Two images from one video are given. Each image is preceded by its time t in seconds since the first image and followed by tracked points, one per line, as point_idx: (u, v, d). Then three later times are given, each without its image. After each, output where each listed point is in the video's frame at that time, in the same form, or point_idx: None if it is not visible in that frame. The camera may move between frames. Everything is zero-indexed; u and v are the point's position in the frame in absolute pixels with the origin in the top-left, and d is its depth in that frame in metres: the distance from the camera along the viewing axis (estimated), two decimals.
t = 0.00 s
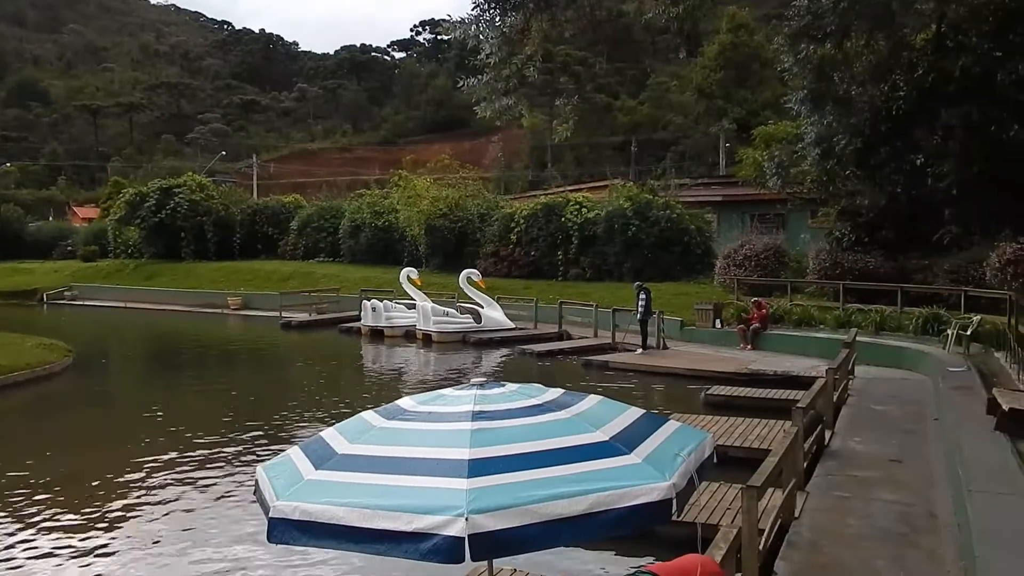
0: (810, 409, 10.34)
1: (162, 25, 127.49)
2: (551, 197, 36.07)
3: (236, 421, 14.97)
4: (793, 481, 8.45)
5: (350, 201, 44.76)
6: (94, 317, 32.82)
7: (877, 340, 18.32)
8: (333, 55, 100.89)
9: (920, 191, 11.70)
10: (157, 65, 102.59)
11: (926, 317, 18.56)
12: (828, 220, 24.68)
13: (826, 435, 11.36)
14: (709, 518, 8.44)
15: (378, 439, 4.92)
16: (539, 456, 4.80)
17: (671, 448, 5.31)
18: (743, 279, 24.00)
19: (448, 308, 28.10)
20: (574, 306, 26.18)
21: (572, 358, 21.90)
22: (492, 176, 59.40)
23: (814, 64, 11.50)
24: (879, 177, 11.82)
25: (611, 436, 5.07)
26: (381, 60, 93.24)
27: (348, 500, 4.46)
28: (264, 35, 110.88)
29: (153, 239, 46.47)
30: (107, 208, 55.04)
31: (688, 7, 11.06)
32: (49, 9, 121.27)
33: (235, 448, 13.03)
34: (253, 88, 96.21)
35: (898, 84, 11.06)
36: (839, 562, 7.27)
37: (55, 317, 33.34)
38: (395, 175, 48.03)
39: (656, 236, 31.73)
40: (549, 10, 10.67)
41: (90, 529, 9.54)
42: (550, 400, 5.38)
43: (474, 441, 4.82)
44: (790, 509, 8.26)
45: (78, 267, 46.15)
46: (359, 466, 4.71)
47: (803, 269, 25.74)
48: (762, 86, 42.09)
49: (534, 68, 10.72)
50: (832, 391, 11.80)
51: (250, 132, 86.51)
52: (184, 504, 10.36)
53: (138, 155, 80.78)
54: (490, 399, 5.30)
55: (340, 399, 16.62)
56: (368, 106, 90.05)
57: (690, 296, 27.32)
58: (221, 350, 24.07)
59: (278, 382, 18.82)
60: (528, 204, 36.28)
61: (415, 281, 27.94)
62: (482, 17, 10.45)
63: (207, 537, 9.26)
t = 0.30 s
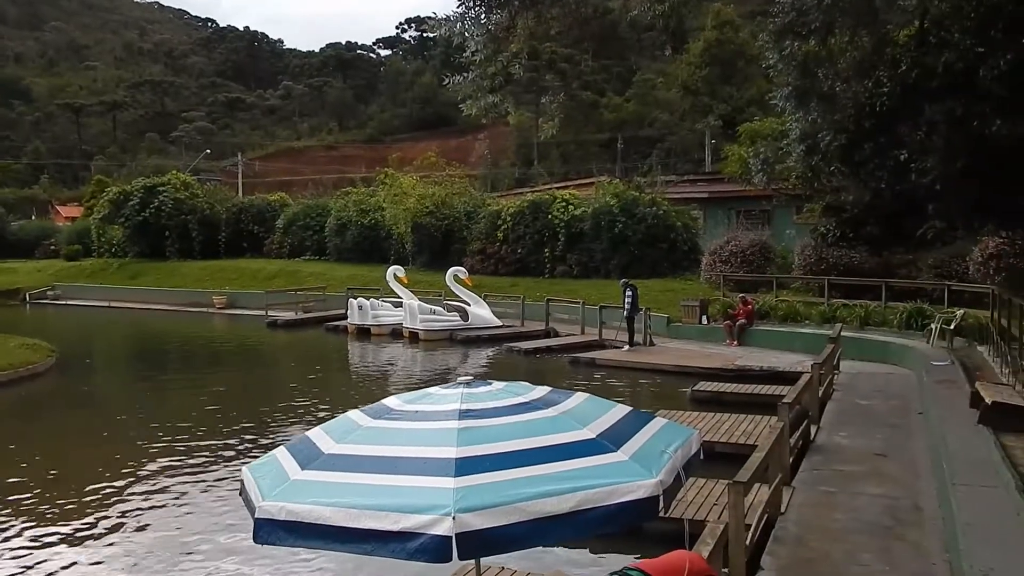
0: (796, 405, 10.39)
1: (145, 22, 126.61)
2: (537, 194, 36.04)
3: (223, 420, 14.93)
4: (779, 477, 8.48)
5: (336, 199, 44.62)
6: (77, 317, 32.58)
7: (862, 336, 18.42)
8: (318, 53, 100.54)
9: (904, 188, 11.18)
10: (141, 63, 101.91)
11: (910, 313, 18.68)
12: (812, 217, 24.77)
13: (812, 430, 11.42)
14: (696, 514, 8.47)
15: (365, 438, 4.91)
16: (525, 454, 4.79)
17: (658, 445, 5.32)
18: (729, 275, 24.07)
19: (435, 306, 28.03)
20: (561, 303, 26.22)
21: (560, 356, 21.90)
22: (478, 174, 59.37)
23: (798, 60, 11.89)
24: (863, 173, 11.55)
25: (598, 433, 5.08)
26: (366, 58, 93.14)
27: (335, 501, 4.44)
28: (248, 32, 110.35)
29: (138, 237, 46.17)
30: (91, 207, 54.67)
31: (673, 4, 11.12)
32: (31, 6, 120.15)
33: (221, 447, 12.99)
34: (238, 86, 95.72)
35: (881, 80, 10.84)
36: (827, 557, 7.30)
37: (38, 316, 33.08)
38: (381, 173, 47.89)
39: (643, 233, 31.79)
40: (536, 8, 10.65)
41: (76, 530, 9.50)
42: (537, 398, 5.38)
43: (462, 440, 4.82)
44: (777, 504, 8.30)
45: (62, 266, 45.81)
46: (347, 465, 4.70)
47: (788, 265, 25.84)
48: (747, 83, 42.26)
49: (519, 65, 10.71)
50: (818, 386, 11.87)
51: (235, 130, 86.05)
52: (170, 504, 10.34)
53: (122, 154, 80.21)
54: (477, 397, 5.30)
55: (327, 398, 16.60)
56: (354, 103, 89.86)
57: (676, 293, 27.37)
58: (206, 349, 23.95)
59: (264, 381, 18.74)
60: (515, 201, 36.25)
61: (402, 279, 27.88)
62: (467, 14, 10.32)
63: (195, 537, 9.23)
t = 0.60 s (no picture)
0: (794, 406, 10.40)
1: (143, 19, 126.36)
2: (535, 194, 36.02)
3: (219, 418, 14.90)
4: (777, 478, 8.47)
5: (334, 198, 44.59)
6: (73, 315, 32.56)
7: (859, 337, 18.44)
8: (316, 51, 100.46)
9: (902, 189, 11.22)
10: (138, 60, 101.71)
11: (907, 315, 18.70)
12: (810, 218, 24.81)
13: (809, 432, 11.43)
14: (694, 515, 8.48)
15: (362, 437, 4.90)
16: (523, 454, 4.79)
17: (657, 446, 5.31)
18: (726, 276, 24.09)
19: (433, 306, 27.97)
20: (558, 303, 26.22)
21: (557, 356, 21.89)
22: (476, 173, 59.30)
23: (796, 61, 12.10)
24: (861, 175, 11.61)
25: (594, 433, 5.08)
26: (364, 57, 93.11)
27: (333, 500, 4.44)
28: (246, 30, 110.18)
29: (135, 235, 46.08)
30: (88, 205, 54.59)
31: (672, 5, 11.13)
32: (28, 3, 119.79)
33: (217, 446, 12.95)
34: (235, 84, 95.55)
35: (880, 82, 10.74)
36: (823, 557, 7.31)
37: (36, 313, 33.01)
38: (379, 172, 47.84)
39: (640, 234, 31.80)
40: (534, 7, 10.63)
41: (69, 528, 9.48)
42: (533, 397, 5.37)
43: (460, 439, 4.82)
44: (774, 505, 8.31)
45: (58, 264, 45.72)
46: (344, 464, 4.70)
47: (785, 267, 25.88)
48: (745, 84, 42.30)
49: (517, 65, 10.69)
50: (816, 387, 11.88)
51: (232, 128, 85.86)
52: (166, 502, 10.33)
53: (119, 151, 80.02)
54: (474, 396, 5.30)
55: (323, 397, 16.56)
56: (352, 102, 89.84)
57: (673, 294, 27.37)
58: (203, 347, 23.89)
59: (260, 380, 18.65)
60: (512, 201, 36.23)
61: (400, 279, 27.83)
62: (466, 14, 10.35)
63: (193, 535, 9.22)
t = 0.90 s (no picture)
0: (803, 409, 10.36)
1: (154, 21, 126.85)
2: (545, 195, 36.01)
3: (228, 418, 14.95)
4: (786, 480, 8.43)
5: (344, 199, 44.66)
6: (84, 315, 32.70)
7: (869, 340, 18.36)
8: (326, 52, 100.71)
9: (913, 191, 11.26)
10: (150, 61, 102.13)
11: (918, 317, 18.59)
12: (820, 220, 24.73)
13: (818, 434, 11.39)
14: (703, 517, 8.46)
15: (371, 437, 4.91)
16: (534, 456, 4.79)
17: (666, 448, 5.29)
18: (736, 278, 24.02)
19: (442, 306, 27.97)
20: (567, 305, 26.20)
21: (566, 357, 21.88)
22: (485, 174, 59.30)
23: (807, 63, 12.00)
24: (872, 177, 11.63)
25: (604, 435, 5.06)
26: (374, 58, 93.34)
27: (343, 500, 4.45)
28: (257, 31, 110.56)
29: (146, 236, 46.27)
30: (100, 205, 54.84)
31: (682, 6, 11.08)
32: (41, 4, 120.43)
33: (226, 446, 12.99)
34: (246, 85, 95.82)
35: (890, 83, 10.77)
36: (833, 561, 7.29)
37: (47, 312, 33.18)
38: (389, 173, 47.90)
39: (650, 235, 31.73)
40: (543, 9, 10.63)
41: (79, 526, 9.53)
42: (543, 398, 5.37)
43: (470, 440, 4.82)
44: (783, 508, 8.27)
45: (69, 263, 45.97)
46: (355, 464, 4.70)
47: (795, 269, 25.79)
48: (755, 86, 42.27)
49: (527, 67, 10.75)
50: (826, 390, 11.83)
51: (242, 129, 86.08)
52: (175, 501, 10.35)
53: (130, 151, 80.41)
54: (483, 397, 5.30)
55: (331, 398, 16.59)
56: (361, 103, 90.01)
57: (683, 295, 27.32)
58: (213, 347, 23.96)
59: (270, 380, 18.69)
60: (522, 203, 36.23)
61: (409, 279, 27.83)
62: (476, 15, 10.37)
63: (201, 535, 9.26)
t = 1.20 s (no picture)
0: (824, 413, 10.29)
1: (175, 25, 127.89)
2: (563, 197, 35.98)
3: (247, 419, 15.03)
4: (806, 485, 8.38)
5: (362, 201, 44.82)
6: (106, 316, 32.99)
7: (890, 344, 18.24)
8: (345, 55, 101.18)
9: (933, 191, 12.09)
10: (171, 64, 102.94)
11: (940, 321, 18.43)
12: (841, 222, 24.61)
13: (839, 438, 11.30)
14: (722, 521, 8.41)
15: (391, 439, 4.92)
16: (554, 458, 4.79)
17: (686, 452, 5.28)
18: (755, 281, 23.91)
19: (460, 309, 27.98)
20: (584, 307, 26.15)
21: (584, 360, 21.83)
22: (503, 177, 59.30)
23: (828, 65, 11.61)
24: (893, 177, 12.35)
25: (622, 438, 5.05)
26: (393, 61, 93.73)
27: (362, 502, 4.46)
28: (277, 34, 111.20)
29: (167, 238, 46.61)
30: (121, 207, 55.32)
31: (702, 7, 11.04)
32: (64, 8, 121.71)
33: (244, 447, 13.06)
34: (265, 87, 96.36)
35: (912, 85, 11.25)
36: (853, 566, 7.24)
37: (70, 314, 33.49)
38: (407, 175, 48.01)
39: (668, 238, 31.70)
40: (562, 11, 10.62)
41: (100, 526, 9.61)
42: (563, 401, 5.37)
43: (488, 442, 4.83)
44: (803, 513, 8.22)
45: (92, 265, 46.37)
46: (373, 466, 4.72)
47: (814, 272, 25.63)
48: (775, 88, 42.12)
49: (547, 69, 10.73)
50: (846, 394, 11.74)
51: (262, 132, 86.52)
52: (193, 502, 10.41)
53: (151, 154, 81.03)
54: (503, 399, 5.31)
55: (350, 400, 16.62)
56: (380, 106, 90.35)
57: (702, 298, 27.21)
58: (233, 348, 24.11)
59: (289, 382, 18.78)
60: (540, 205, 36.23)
61: (427, 281, 27.85)
62: (495, 18, 10.40)
63: (220, 536, 9.29)
